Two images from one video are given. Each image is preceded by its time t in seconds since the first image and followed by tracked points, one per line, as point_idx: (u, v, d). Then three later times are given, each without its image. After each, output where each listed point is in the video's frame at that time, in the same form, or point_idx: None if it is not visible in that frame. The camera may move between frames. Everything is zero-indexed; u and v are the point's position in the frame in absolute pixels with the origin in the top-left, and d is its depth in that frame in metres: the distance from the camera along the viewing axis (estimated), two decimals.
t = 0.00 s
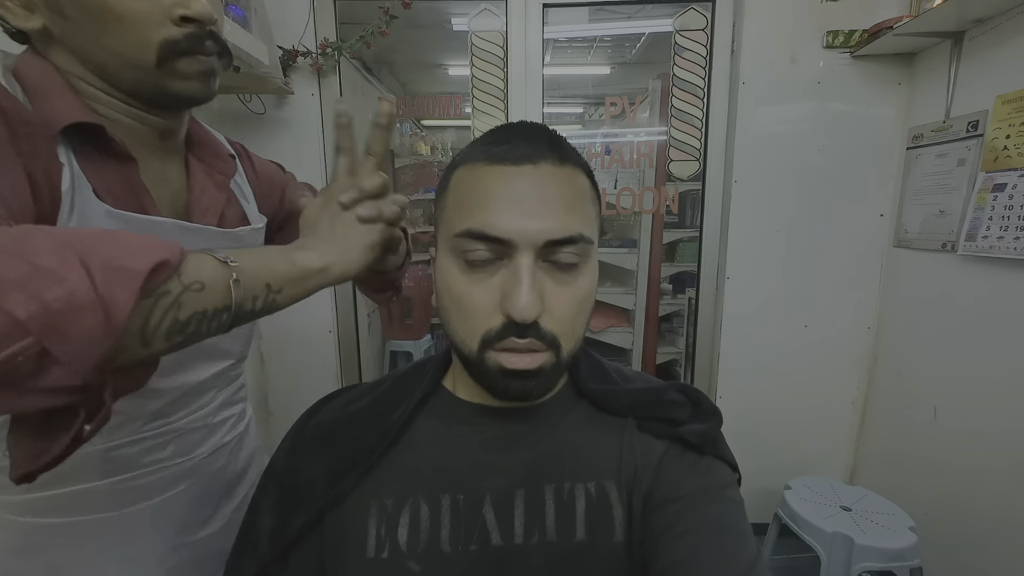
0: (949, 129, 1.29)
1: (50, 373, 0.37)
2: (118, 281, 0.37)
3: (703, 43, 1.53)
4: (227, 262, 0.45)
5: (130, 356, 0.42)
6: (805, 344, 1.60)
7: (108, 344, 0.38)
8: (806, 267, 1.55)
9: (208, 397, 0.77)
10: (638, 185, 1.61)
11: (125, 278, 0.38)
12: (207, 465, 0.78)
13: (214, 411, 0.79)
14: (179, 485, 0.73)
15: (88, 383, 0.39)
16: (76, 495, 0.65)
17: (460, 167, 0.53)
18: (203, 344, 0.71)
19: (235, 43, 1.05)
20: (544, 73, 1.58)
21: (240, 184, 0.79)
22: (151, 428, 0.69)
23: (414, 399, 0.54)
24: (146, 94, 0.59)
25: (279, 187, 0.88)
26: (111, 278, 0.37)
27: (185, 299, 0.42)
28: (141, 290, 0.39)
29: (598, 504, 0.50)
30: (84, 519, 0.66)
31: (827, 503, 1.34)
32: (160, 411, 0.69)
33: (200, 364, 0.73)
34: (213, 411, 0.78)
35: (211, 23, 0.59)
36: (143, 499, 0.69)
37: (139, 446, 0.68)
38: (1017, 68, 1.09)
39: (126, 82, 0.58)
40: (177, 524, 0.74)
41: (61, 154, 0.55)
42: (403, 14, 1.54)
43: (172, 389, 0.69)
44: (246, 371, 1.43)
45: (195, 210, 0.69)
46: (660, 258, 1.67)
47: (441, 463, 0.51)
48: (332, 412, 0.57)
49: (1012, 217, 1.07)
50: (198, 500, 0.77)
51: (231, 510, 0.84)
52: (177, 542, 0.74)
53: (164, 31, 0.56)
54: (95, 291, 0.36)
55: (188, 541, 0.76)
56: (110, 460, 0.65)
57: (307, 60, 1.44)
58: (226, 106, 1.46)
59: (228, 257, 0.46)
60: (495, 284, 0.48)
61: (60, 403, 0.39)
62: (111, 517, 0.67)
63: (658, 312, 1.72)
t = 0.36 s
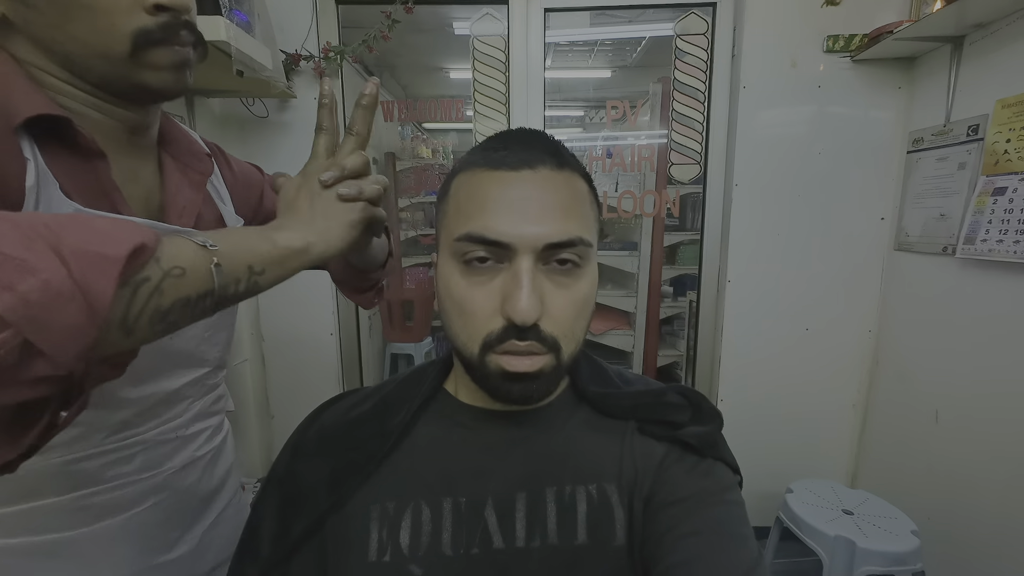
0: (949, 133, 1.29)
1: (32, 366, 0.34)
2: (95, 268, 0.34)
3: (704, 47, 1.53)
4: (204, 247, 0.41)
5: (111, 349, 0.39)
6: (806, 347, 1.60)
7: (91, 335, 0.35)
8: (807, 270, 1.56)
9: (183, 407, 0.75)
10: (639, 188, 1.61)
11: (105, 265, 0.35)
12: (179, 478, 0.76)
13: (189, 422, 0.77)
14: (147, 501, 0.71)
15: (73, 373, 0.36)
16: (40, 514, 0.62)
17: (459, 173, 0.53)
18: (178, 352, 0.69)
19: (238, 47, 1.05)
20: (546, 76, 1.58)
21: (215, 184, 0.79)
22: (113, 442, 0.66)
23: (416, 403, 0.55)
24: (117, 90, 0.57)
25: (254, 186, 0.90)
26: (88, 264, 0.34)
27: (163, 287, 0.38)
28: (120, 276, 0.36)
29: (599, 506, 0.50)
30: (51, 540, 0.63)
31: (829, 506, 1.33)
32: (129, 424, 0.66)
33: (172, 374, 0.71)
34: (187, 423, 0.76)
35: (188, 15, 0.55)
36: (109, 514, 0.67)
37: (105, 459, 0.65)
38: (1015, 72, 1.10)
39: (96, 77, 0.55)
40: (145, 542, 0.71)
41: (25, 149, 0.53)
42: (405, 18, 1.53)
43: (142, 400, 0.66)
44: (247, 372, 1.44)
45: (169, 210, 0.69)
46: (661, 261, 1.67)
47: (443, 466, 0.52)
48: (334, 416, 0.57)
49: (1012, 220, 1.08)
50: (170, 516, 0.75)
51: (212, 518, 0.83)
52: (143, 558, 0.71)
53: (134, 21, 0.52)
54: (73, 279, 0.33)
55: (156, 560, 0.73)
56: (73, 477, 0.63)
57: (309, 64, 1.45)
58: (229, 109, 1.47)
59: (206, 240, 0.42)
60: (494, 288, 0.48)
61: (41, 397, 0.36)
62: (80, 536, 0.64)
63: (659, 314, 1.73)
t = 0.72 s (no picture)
0: (955, 136, 1.29)
1: (62, 201, 0.29)
2: (117, 98, 0.30)
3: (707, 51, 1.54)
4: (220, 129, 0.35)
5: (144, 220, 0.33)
6: (811, 351, 1.59)
7: (124, 172, 0.30)
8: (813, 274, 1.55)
9: (162, 412, 0.75)
10: (644, 192, 1.62)
11: (132, 101, 0.30)
12: (167, 490, 0.75)
13: (170, 428, 0.76)
14: (133, 517, 0.69)
15: (110, 221, 0.30)
16: (23, 534, 0.58)
17: (464, 176, 0.52)
18: (158, 348, 0.71)
19: (246, 53, 1.06)
20: (550, 81, 1.59)
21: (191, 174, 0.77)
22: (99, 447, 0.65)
23: (420, 404, 0.55)
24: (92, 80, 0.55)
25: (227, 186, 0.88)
26: (113, 96, 0.30)
27: (187, 154, 0.33)
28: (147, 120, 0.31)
29: (603, 507, 0.50)
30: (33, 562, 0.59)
31: (835, 512, 1.32)
32: (112, 424, 0.66)
33: (152, 373, 0.72)
34: (167, 428, 0.76)
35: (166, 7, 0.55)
36: (99, 531, 0.65)
37: (89, 470, 0.64)
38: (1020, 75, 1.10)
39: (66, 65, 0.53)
40: (129, 561, 0.68)
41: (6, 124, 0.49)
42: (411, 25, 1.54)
43: (127, 398, 0.67)
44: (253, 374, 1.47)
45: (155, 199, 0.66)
46: (665, 265, 1.68)
47: (448, 466, 0.52)
48: (339, 417, 0.57)
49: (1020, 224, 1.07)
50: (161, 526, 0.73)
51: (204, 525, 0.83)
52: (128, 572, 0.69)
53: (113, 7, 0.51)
54: (97, 106, 0.29)
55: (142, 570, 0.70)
56: (59, 489, 0.61)
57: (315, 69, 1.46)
58: (237, 115, 1.48)
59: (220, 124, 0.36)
60: (498, 293, 0.47)
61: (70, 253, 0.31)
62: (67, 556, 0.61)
63: (663, 318, 1.73)
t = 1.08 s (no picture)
0: (972, 141, 1.27)
1: (147, 52, 0.28)
2: None
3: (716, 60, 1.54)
4: (301, 53, 0.35)
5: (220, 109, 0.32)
6: (827, 359, 1.56)
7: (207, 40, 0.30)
8: (828, 280, 1.53)
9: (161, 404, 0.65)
10: (655, 198, 1.62)
11: None
12: (165, 488, 0.64)
13: (172, 420, 0.67)
14: (131, 513, 0.59)
15: (192, 83, 0.29)
16: (7, 530, 0.48)
17: (472, 184, 0.53)
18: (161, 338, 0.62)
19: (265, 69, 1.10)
20: (560, 92, 1.60)
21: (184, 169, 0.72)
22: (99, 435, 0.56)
23: (427, 407, 0.56)
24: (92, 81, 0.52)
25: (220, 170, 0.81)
26: None
27: (266, 58, 0.33)
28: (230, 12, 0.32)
29: (605, 509, 0.50)
30: (24, 561, 0.49)
31: (854, 525, 1.29)
32: (111, 411, 0.57)
33: (152, 361, 0.62)
34: (171, 420, 0.66)
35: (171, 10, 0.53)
36: (103, 525, 0.56)
37: (86, 457, 0.54)
38: None
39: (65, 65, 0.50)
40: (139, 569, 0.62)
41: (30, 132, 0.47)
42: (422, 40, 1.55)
43: (126, 385, 0.58)
44: (268, 381, 1.49)
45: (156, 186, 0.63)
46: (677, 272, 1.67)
47: (453, 467, 0.53)
48: (349, 419, 0.58)
49: None
50: (173, 531, 0.65)
51: (213, 533, 0.75)
52: None
53: None
54: None
55: None
56: (52, 479, 0.51)
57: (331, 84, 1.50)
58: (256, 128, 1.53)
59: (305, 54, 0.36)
60: (503, 297, 0.48)
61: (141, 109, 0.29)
62: (65, 553, 0.52)
63: (676, 326, 1.72)
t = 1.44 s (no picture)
0: (1004, 145, 1.23)
1: (145, 62, 0.31)
2: None
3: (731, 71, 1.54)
4: (312, 64, 0.39)
5: (224, 110, 0.35)
6: (855, 373, 1.51)
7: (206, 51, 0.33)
8: (854, 291, 1.49)
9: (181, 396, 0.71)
10: (676, 211, 1.61)
11: None
12: (181, 472, 0.69)
13: (190, 411, 0.72)
14: (150, 493, 0.64)
15: (186, 89, 0.32)
16: (41, 501, 0.53)
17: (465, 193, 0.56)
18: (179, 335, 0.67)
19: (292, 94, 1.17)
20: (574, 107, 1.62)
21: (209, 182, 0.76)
22: (123, 420, 0.61)
23: (427, 408, 0.58)
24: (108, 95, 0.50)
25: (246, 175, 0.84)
26: None
27: (272, 67, 0.36)
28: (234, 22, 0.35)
29: (597, 510, 0.51)
30: (47, 532, 0.53)
31: (886, 548, 1.23)
32: (135, 399, 0.62)
33: (172, 355, 0.68)
34: (189, 410, 0.71)
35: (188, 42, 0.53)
36: (123, 503, 0.60)
37: (111, 439, 0.59)
38: None
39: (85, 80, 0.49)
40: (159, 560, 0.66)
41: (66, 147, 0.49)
42: (440, 60, 1.59)
43: (147, 373, 0.64)
44: (291, 390, 1.54)
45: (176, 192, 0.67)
46: (698, 284, 1.64)
47: (451, 466, 0.54)
48: (354, 418, 0.61)
49: None
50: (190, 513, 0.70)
51: (229, 533, 0.79)
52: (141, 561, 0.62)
53: None
54: None
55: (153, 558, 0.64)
56: (82, 457, 0.56)
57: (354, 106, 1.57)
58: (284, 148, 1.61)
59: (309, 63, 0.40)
60: (494, 301, 0.50)
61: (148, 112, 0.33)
62: (87, 527, 0.56)
63: (698, 340, 1.67)
